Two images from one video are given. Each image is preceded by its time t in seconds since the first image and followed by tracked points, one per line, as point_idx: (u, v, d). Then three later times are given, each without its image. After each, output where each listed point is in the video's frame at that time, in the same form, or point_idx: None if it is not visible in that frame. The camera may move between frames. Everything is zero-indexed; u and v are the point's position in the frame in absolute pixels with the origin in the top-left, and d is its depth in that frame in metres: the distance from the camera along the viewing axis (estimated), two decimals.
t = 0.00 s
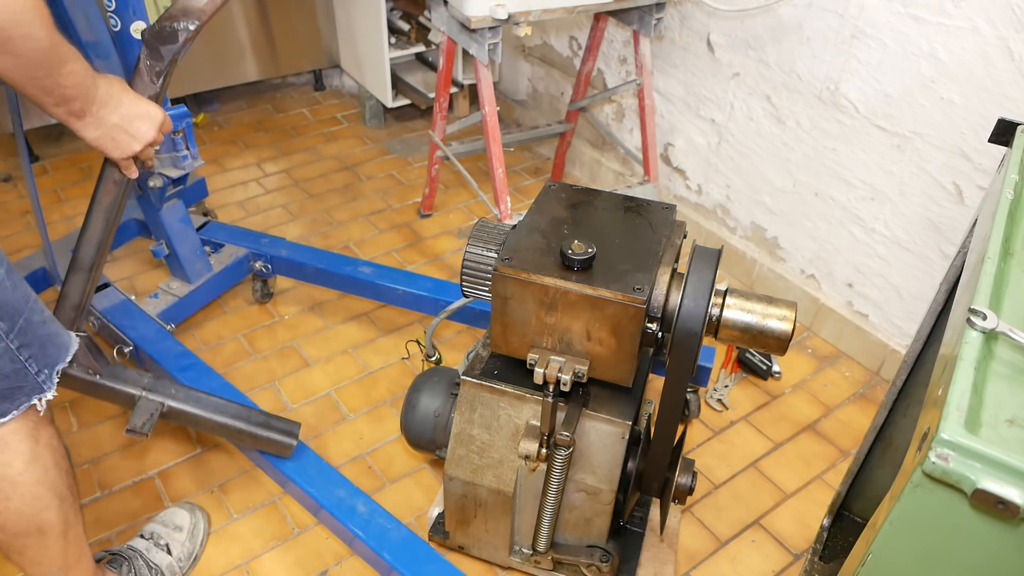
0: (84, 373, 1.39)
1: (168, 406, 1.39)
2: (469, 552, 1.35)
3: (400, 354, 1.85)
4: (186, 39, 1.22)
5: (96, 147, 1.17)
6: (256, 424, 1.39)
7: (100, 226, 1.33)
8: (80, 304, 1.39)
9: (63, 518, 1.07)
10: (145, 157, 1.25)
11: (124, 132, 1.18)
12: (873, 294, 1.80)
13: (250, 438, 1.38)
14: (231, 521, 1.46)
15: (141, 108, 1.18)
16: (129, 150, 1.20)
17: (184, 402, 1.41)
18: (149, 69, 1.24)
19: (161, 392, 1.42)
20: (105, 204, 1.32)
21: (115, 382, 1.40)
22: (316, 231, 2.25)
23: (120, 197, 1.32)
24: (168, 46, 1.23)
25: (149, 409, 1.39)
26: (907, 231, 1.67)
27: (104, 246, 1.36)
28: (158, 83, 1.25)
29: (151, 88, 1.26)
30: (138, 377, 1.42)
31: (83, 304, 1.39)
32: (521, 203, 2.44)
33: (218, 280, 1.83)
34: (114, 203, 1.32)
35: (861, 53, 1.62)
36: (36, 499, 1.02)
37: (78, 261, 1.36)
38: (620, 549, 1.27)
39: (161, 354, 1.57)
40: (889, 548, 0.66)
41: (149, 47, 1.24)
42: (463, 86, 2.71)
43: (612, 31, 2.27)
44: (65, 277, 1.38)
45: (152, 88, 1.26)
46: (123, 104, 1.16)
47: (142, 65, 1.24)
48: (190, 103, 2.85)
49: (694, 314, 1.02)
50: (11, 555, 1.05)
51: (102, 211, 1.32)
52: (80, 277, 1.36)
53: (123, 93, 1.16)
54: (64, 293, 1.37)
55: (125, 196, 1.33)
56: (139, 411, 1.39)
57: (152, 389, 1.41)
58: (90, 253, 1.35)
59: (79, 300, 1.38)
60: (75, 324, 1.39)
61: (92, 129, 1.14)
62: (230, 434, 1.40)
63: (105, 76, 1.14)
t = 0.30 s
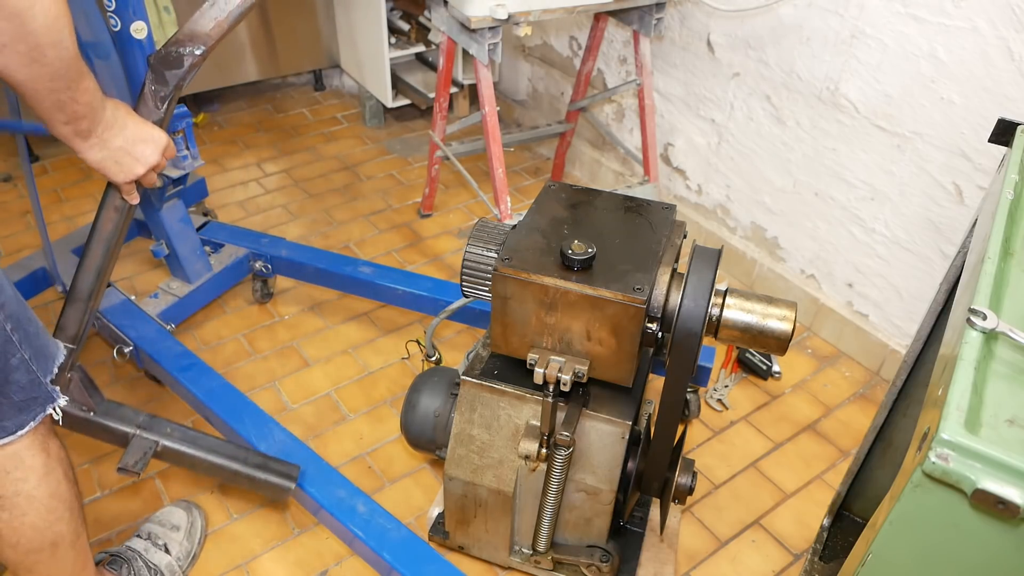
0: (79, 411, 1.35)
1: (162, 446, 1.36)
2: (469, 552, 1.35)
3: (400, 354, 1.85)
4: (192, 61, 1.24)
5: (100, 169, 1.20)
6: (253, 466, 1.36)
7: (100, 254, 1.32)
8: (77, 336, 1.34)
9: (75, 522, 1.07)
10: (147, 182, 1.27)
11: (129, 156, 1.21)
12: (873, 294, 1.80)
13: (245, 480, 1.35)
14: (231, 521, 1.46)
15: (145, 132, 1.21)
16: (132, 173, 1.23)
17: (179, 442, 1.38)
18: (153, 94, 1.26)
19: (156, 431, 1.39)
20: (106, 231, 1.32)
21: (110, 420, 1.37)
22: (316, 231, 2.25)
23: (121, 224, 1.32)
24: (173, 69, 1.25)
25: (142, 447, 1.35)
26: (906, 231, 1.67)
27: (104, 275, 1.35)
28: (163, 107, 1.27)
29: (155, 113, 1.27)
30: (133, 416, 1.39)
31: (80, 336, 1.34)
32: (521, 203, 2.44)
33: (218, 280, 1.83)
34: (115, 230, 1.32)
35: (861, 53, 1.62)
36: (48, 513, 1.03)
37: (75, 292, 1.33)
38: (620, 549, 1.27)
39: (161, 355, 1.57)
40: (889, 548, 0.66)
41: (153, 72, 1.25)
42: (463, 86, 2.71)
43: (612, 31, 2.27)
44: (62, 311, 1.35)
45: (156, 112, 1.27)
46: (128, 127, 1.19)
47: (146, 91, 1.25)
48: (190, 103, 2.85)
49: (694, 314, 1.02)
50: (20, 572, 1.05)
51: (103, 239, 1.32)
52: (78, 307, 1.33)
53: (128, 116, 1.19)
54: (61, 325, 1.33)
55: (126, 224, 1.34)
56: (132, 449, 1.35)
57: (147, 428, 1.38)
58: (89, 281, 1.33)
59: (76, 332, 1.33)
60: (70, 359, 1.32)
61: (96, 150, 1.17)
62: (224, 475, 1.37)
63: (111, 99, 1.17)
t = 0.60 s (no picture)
0: (77, 425, 1.34)
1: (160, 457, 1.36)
2: (469, 552, 1.35)
3: (400, 354, 1.85)
4: (188, 81, 1.18)
5: (100, 186, 1.13)
6: (251, 478, 1.37)
7: (96, 268, 1.26)
8: (75, 350, 1.29)
9: (68, 547, 1.07)
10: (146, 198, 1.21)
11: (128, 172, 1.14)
12: (873, 294, 1.80)
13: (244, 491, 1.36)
14: (231, 522, 1.46)
15: (142, 147, 1.15)
16: (132, 188, 1.16)
17: (177, 454, 1.39)
18: (150, 110, 1.21)
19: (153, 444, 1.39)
20: (103, 246, 1.25)
21: (108, 433, 1.37)
22: (316, 231, 2.25)
23: (118, 240, 1.25)
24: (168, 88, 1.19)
25: (140, 460, 1.35)
26: (906, 231, 1.67)
27: (102, 291, 1.28)
28: (160, 123, 1.22)
29: (153, 129, 1.23)
30: (131, 429, 1.40)
31: (78, 351, 1.29)
32: (521, 203, 2.44)
33: (218, 280, 1.83)
34: (112, 245, 1.25)
35: (862, 53, 1.62)
36: (21, 552, 1.00)
37: (73, 307, 1.28)
38: (620, 549, 1.27)
39: (161, 355, 1.57)
40: (889, 548, 0.66)
41: (150, 88, 1.20)
42: (463, 86, 2.71)
43: (612, 31, 2.27)
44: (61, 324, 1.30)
45: (154, 128, 1.23)
46: (125, 143, 1.13)
47: (143, 107, 1.21)
48: (189, 103, 2.85)
49: (694, 314, 1.02)
50: None
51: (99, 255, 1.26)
52: (76, 322, 1.28)
53: (124, 131, 1.13)
54: (59, 339, 1.28)
55: (124, 239, 1.27)
56: (130, 461, 1.35)
57: (145, 441, 1.38)
58: (86, 298, 1.27)
59: (74, 346, 1.29)
60: (68, 374, 1.29)
61: (94, 168, 1.11)
62: (221, 487, 1.39)
63: (106, 116, 1.10)
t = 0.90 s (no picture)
0: (66, 427, 1.33)
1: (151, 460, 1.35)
2: (469, 552, 1.35)
3: (400, 354, 1.85)
4: (190, 97, 1.19)
5: (96, 200, 1.12)
6: (240, 479, 1.40)
7: (90, 277, 1.26)
8: (68, 357, 1.28)
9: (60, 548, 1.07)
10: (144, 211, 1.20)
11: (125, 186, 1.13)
12: (873, 294, 1.80)
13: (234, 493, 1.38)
14: (230, 522, 1.46)
15: (140, 161, 1.14)
16: (129, 203, 1.15)
17: (167, 456, 1.38)
18: (151, 124, 1.20)
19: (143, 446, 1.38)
20: (98, 256, 1.24)
21: (98, 435, 1.36)
22: (316, 231, 2.25)
23: (114, 251, 1.25)
24: (171, 104, 1.18)
25: (131, 463, 1.34)
26: (906, 231, 1.67)
27: (96, 298, 1.28)
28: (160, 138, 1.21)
29: (152, 143, 1.21)
30: (121, 431, 1.38)
31: (70, 356, 1.29)
32: (521, 203, 2.44)
33: (218, 280, 1.83)
34: (107, 256, 1.25)
35: (862, 53, 1.62)
36: (1, 559, 1.00)
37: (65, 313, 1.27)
38: (620, 549, 1.27)
39: (161, 355, 1.57)
40: (889, 548, 0.66)
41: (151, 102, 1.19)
42: (463, 86, 2.71)
43: (612, 31, 2.27)
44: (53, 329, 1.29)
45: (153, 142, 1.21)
46: (123, 157, 1.12)
47: (143, 120, 1.19)
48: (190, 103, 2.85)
49: (694, 314, 1.02)
50: None
51: (94, 265, 1.25)
52: (68, 329, 1.27)
53: (122, 145, 1.12)
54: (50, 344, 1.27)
55: (119, 248, 1.26)
56: (120, 465, 1.34)
57: (135, 443, 1.37)
58: (79, 306, 1.27)
59: (65, 352, 1.28)
60: (61, 379, 1.29)
61: (91, 182, 1.10)
62: (212, 488, 1.40)
63: (103, 129, 1.09)
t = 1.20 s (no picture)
0: (58, 428, 1.32)
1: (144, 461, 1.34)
2: (469, 552, 1.35)
3: (400, 354, 1.85)
4: (187, 103, 1.19)
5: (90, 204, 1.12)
6: (232, 481, 1.41)
7: (83, 281, 1.26)
8: (60, 360, 1.28)
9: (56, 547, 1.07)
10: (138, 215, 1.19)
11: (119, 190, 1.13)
12: (873, 294, 1.80)
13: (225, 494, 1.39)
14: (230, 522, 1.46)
15: (135, 165, 1.13)
16: (123, 207, 1.15)
17: (158, 458, 1.38)
18: (148, 130, 1.20)
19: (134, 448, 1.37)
20: (93, 260, 1.25)
21: (90, 436, 1.35)
22: (316, 231, 2.25)
23: (108, 255, 1.25)
24: (168, 110, 1.18)
25: (123, 465, 1.33)
26: (906, 231, 1.67)
27: (89, 301, 1.29)
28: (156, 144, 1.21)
29: (148, 149, 1.21)
30: (112, 433, 1.37)
31: (62, 359, 1.28)
32: (521, 203, 2.44)
33: (218, 280, 1.83)
34: (102, 260, 1.25)
35: (862, 53, 1.62)
36: None
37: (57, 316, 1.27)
38: (620, 549, 1.27)
39: (160, 355, 1.57)
40: (889, 548, 0.66)
41: (148, 109, 1.19)
42: (463, 86, 2.71)
43: (612, 31, 2.27)
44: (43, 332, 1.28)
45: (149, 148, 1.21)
46: (118, 162, 1.11)
47: (139, 126, 1.20)
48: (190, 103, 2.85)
49: (694, 314, 1.02)
50: None
51: (87, 269, 1.25)
52: (60, 332, 1.27)
53: (118, 149, 1.12)
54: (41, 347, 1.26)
55: (112, 253, 1.27)
56: (112, 466, 1.33)
57: (126, 444, 1.36)
58: (72, 309, 1.27)
59: (58, 355, 1.27)
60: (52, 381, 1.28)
61: (85, 186, 1.09)
62: (202, 490, 1.40)
63: (98, 133, 1.09)
